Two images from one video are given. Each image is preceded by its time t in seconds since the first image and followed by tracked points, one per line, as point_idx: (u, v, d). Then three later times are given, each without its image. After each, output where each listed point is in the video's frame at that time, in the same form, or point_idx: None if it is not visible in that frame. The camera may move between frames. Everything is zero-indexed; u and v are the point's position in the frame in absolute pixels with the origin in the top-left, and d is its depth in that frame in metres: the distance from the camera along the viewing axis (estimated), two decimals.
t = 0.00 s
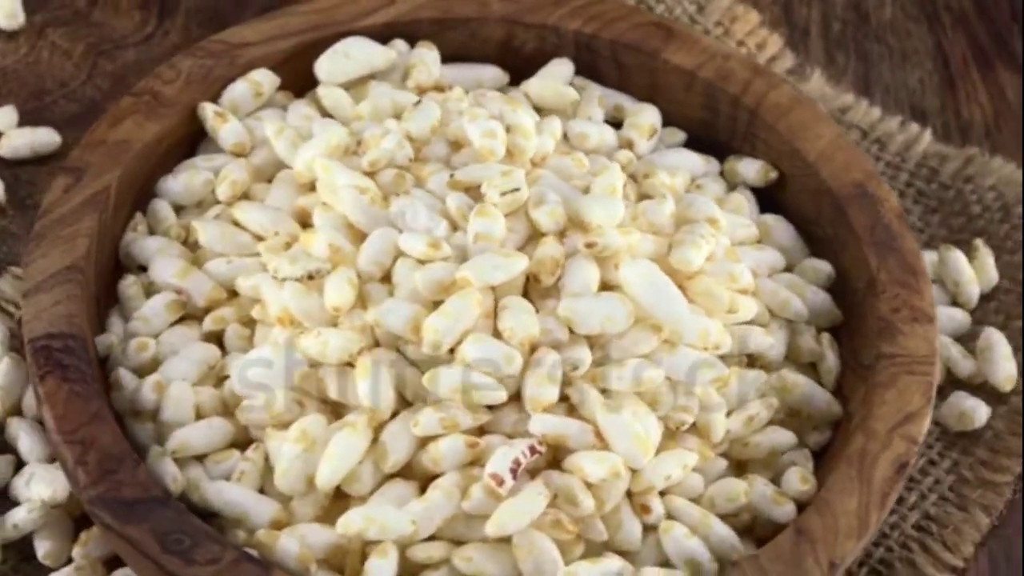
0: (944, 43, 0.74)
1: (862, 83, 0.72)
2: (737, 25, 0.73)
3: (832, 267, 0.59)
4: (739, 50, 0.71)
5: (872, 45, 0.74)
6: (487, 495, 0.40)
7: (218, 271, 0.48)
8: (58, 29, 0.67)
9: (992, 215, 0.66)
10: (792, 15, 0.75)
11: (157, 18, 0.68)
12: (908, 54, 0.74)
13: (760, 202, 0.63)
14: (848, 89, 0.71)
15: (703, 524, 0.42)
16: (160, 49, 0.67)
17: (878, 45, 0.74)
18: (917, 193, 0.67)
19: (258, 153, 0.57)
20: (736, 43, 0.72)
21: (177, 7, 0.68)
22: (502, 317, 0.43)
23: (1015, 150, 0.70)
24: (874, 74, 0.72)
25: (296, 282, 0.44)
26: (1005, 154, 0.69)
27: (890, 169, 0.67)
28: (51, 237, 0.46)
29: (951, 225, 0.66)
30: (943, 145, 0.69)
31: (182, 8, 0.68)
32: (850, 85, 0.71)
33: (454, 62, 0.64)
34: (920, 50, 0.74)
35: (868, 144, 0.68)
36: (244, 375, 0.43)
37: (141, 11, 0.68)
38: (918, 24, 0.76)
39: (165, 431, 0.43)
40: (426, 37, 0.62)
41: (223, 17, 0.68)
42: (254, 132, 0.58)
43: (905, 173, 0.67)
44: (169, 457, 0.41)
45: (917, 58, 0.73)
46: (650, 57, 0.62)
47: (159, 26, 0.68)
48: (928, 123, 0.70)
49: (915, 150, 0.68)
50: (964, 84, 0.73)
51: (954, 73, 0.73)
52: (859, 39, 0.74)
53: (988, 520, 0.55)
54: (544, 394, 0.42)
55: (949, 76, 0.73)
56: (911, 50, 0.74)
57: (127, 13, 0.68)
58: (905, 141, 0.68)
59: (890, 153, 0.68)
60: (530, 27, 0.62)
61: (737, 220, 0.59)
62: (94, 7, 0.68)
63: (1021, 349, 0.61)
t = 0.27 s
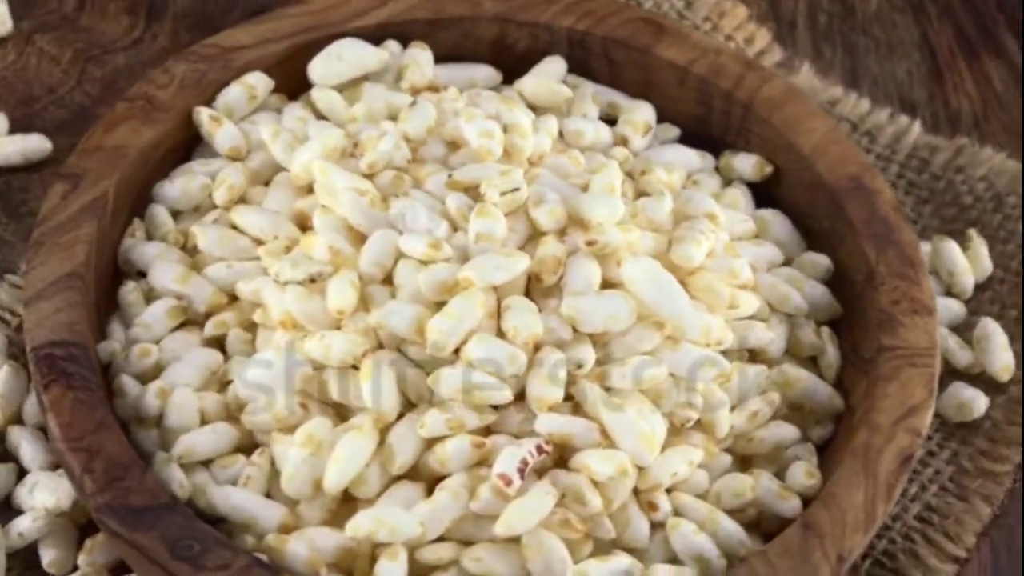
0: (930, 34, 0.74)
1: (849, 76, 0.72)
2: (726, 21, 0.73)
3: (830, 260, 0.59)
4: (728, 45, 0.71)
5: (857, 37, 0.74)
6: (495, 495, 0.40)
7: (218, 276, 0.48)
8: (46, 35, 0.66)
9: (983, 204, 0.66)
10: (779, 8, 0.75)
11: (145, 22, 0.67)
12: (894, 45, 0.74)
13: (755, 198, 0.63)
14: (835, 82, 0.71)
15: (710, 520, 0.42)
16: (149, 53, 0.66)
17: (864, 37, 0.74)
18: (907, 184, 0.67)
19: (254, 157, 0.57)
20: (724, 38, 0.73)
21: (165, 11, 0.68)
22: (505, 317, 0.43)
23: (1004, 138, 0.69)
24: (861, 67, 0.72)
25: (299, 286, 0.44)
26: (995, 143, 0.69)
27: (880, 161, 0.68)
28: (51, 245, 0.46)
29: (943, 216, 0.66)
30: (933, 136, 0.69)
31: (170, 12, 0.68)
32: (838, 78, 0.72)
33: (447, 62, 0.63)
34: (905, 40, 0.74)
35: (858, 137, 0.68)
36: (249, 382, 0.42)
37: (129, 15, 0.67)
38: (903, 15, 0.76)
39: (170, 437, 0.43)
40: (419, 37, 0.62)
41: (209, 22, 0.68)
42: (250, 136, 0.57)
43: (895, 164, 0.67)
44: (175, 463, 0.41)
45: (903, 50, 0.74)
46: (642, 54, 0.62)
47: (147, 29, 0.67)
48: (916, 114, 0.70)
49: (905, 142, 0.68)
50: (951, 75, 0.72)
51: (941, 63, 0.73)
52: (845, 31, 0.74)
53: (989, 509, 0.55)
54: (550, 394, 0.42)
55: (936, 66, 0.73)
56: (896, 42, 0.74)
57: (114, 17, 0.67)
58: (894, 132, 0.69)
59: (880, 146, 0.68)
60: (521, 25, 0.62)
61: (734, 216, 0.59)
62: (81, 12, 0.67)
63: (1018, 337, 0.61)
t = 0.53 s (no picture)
0: (910, 21, 0.74)
1: (833, 65, 0.72)
2: (707, 13, 0.73)
3: (828, 251, 0.59)
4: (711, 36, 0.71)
5: (839, 26, 0.74)
6: (507, 495, 0.40)
7: (218, 283, 0.47)
8: (27, 44, 0.65)
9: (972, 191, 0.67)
10: None
11: (127, 29, 0.67)
12: (874, 33, 0.74)
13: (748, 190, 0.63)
14: (820, 72, 0.71)
15: (721, 514, 0.42)
16: (131, 61, 0.66)
17: (845, 27, 0.74)
18: (895, 172, 0.68)
19: (249, 162, 0.57)
20: (707, 31, 0.73)
21: (145, 17, 0.68)
22: (510, 317, 0.43)
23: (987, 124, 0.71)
24: (844, 54, 0.72)
25: (302, 291, 0.44)
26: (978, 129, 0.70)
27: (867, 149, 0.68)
28: (50, 256, 0.45)
29: (932, 202, 0.67)
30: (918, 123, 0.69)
31: (150, 18, 0.68)
32: (821, 68, 0.71)
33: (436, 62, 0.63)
34: (886, 28, 0.74)
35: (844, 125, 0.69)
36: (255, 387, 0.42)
37: (110, 23, 0.67)
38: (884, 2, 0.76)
39: (177, 446, 0.43)
40: (407, 38, 0.62)
41: (192, 27, 0.68)
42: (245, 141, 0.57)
43: (882, 152, 0.68)
44: (184, 472, 0.41)
45: (884, 37, 0.74)
46: (631, 49, 0.61)
47: (128, 37, 0.67)
48: (900, 102, 0.70)
49: (890, 129, 0.69)
50: (933, 62, 0.73)
51: (922, 49, 0.73)
52: (825, 20, 0.74)
53: (990, 494, 0.56)
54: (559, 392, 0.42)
55: (917, 53, 0.73)
56: (877, 29, 0.74)
57: (95, 25, 0.67)
58: (879, 120, 0.69)
59: (866, 134, 0.69)
60: (509, 23, 0.61)
61: (731, 209, 0.59)
62: (61, 20, 0.67)
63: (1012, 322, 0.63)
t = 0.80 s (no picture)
0: (891, 9, 0.76)
1: (814, 55, 0.73)
2: (690, 5, 0.73)
3: (824, 241, 0.60)
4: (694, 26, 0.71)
5: (819, 15, 0.75)
6: (518, 495, 0.40)
7: (218, 289, 0.47)
8: (11, 53, 0.65)
9: (960, 177, 0.68)
10: None
11: (110, 36, 0.67)
12: (855, 22, 0.75)
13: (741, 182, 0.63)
14: (801, 62, 0.72)
15: (731, 507, 0.42)
16: (116, 68, 0.66)
17: (825, 15, 0.75)
18: (881, 160, 0.68)
19: (244, 168, 0.57)
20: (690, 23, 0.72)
21: (129, 24, 0.67)
22: (515, 317, 0.43)
23: (970, 110, 0.72)
24: (825, 43, 0.73)
25: (305, 296, 0.44)
26: (962, 116, 0.71)
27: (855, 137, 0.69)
28: (50, 267, 0.45)
29: (919, 189, 0.67)
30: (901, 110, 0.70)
31: (133, 25, 0.67)
32: (803, 57, 0.72)
33: (425, 62, 0.63)
34: (867, 17, 0.76)
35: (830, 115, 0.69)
36: (262, 393, 0.43)
37: (93, 30, 0.67)
38: None
39: (184, 454, 0.43)
40: (397, 39, 0.62)
41: (173, 31, 0.68)
42: (239, 147, 0.57)
43: (869, 140, 0.69)
44: (193, 480, 0.41)
45: (865, 26, 0.75)
46: (621, 45, 0.61)
47: (112, 44, 0.67)
48: (883, 90, 0.72)
49: (875, 117, 0.70)
50: (914, 49, 0.74)
51: (903, 38, 0.75)
52: (806, 10, 0.75)
53: (990, 480, 0.58)
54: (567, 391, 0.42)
55: (898, 41, 0.74)
56: (858, 18, 0.75)
57: (79, 32, 0.67)
58: (863, 109, 0.70)
59: (852, 123, 0.70)
60: (497, 22, 0.61)
61: (727, 202, 0.59)
62: (43, 29, 0.66)
63: (1004, 307, 0.64)
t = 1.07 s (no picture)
0: None
1: (798, 46, 0.73)
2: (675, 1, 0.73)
3: (821, 234, 0.59)
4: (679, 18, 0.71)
5: (801, 6, 0.75)
6: (529, 494, 0.40)
7: (219, 295, 0.47)
8: None
9: (949, 165, 0.69)
10: None
11: (95, 43, 0.67)
12: (837, 12, 0.76)
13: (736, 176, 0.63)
14: (786, 53, 0.73)
15: (739, 502, 0.43)
16: (102, 74, 0.66)
17: (807, 6, 0.75)
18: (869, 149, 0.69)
19: (240, 173, 0.56)
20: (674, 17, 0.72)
21: (113, 29, 0.67)
22: (520, 316, 0.43)
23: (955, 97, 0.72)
24: (808, 34, 0.74)
25: (309, 299, 0.44)
26: (947, 103, 0.72)
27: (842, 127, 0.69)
28: (51, 277, 0.45)
29: (909, 178, 0.68)
30: (886, 100, 0.71)
31: (118, 31, 0.67)
32: (787, 49, 0.73)
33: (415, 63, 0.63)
34: (849, 8, 0.76)
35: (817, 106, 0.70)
36: (269, 398, 0.43)
37: (77, 37, 0.67)
38: None
39: (190, 461, 0.43)
40: (387, 40, 0.62)
41: (158, 37, 0.68)
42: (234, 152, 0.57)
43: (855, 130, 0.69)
44: (202, 488, 0.41)
45: (847, 16, 0.76)
46: (611, 41, 0.62)
47: (97, 51, 0.67)
48: (868, 80, 0.72)
49: (861, 107, 0.70)
50: (896, 38, 0.75)
51: (885, 27, 0.75)
52: (788, 2, 0.76)
53: (990, 467, 0.59)
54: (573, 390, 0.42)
55: (880, 31, 0.75)
56: (840, 9, 0.76)
57: (63, 40, 0.67)
58: (849, 98, 0.71)
59: (838, 113, 0.70)
60: (485, 21, 0.62)
61: (724, 196, 0.59)
62: (28, 37, 0.66)
63: (998, 294, 0.65)
